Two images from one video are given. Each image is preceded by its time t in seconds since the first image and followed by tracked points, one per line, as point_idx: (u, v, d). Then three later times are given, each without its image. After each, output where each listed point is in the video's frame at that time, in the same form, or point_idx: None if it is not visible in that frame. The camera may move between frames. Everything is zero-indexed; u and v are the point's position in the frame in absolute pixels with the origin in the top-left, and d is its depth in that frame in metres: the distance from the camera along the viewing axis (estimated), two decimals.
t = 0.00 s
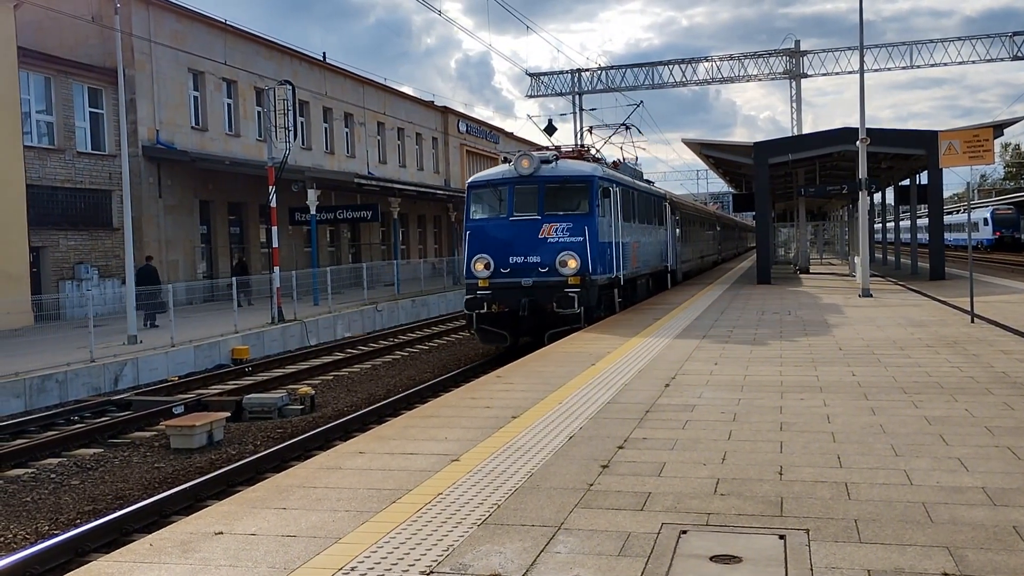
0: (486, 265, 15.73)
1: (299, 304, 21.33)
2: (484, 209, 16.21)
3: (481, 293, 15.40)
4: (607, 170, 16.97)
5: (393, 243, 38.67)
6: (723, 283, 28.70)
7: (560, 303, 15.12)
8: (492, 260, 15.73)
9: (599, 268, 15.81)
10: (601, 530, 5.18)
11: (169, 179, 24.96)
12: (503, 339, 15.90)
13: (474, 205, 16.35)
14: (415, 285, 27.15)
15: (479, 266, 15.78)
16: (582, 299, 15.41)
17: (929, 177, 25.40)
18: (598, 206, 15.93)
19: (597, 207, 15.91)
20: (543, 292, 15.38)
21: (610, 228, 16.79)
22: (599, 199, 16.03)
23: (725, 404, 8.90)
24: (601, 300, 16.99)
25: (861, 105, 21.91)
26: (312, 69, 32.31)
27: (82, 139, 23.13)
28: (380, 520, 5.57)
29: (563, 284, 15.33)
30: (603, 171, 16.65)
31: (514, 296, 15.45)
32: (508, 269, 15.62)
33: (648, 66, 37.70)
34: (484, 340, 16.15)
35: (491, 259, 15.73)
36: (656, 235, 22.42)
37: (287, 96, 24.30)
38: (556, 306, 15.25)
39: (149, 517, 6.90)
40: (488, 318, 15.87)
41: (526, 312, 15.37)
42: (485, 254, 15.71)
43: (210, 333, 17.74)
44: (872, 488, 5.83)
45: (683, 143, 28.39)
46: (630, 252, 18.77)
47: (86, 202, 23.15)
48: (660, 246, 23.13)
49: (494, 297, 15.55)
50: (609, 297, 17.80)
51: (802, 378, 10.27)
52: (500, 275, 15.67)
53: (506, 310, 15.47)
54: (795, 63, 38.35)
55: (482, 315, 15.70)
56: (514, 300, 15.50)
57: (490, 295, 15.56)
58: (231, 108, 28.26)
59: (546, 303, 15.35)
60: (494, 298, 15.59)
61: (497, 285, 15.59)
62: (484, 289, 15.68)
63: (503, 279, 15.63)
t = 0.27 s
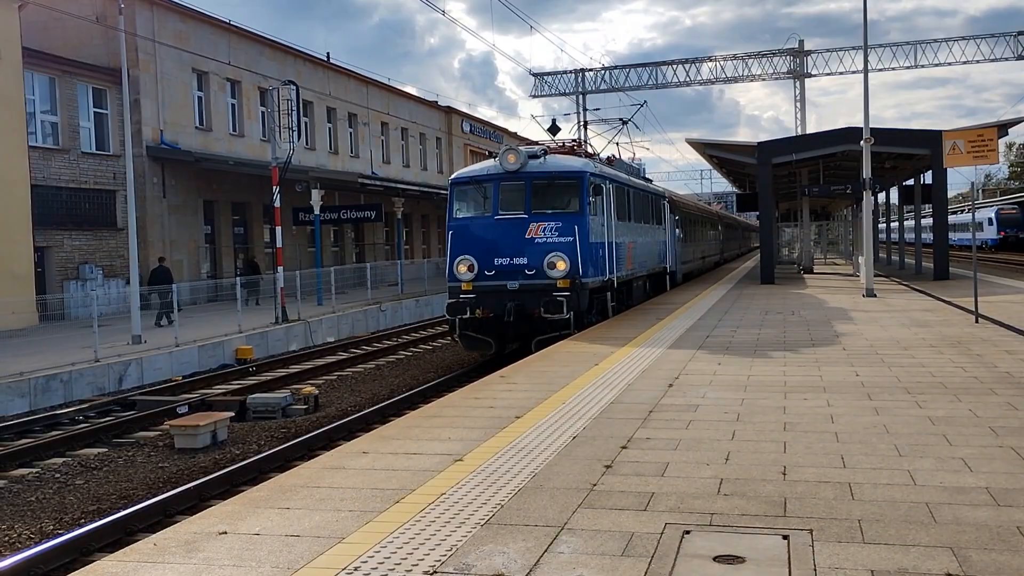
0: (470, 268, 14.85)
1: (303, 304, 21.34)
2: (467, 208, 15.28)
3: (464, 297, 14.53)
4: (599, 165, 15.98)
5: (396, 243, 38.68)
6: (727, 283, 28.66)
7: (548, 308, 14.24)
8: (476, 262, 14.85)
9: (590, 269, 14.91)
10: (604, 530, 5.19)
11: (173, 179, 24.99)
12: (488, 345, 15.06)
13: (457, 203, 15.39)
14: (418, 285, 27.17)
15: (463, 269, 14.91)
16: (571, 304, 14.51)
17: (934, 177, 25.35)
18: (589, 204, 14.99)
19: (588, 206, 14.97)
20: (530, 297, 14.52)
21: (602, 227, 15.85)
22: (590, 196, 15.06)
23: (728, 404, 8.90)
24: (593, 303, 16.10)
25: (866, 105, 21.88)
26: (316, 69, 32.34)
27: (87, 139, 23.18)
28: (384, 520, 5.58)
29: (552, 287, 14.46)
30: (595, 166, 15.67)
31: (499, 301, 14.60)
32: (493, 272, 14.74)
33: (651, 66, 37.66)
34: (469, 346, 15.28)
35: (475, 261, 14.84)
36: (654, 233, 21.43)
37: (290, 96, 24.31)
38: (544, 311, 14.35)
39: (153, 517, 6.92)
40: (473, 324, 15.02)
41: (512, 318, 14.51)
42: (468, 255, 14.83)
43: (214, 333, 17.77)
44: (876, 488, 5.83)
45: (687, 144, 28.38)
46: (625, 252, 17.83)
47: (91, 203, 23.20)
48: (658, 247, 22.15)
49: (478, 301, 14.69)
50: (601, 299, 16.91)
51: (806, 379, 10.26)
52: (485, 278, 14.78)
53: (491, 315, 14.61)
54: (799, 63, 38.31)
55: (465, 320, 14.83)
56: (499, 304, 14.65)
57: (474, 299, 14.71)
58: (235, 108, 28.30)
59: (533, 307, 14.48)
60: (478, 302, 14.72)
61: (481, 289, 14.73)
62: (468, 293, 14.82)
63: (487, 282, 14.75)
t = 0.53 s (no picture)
0: (449, 270, 13.78)
1: (305, 303, 21.36)
2: (446, 206, 14.23)
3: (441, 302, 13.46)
4: (587, 161, 14.95)
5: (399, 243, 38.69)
6: (730, 283, 28.65)
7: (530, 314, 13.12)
8: (455, 264, 13.77)
9: (578, 271, 13.78)
10: (606, 530, 5.18)
11: (176, 179, 25.02)
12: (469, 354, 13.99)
13: (435, 200, 14.35)
14: (420, 285, 27.19)
15: (441, 271, 13.84)
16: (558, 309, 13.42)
17: (937, 177, 25.32)
18: (577, 201, 13.91)
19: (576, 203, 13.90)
20: (512, 301, 13.45)
21: (592, 227, 14.78)
22: (578, 193, 13.99)
23: (731, 404, 8.90)
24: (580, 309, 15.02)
25: (868, 105, 21.85)
26: (319, 69, 32.36)
27: (90, 139, 23.21)
28: (385, 520, 5.58)
29: (537, 290, 13.37)
30: (583, 161, 14.63)
31: (480, 305, 13.56)
32: (473, 274, 13.66)
33: (654, 66, 37.63)
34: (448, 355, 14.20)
35: (455, 263, 13.76)
36: (647, 234, 20.36)
37: (293, 95, 24.34)
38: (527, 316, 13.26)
39: (156, 516, 6.92)
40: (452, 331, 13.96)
41: (493, 323, 13.43)
42: (446, 257, 13.77)
43: (217, 333, 17.79)
44: (879, 488, 5.82)
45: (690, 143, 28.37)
46: (615, 254, 16.74)
47: (94, 203, 23.23)
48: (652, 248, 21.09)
49: (457, 306, 13.62)
50: (590, 305, 15.84)
51: (808, 378, 10.26)
52: (464, 282, 13.70)
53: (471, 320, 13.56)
54: (802, 62, 38.27)
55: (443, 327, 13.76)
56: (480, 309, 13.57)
57: (453, 304, 13.65)
58: (238, 108, 28.33)
59: (516, 313, 13.42)
60: (457, 307, 13.66)
61: (461, 293, 13.67)
62: (446, 297, 13.76)
63: (467, 286, 13.68)
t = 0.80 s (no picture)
0: (422, 272, 12.91)
1: (307, 304, 21.37)
2: (421, 203, 13.35)
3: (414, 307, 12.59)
4: (573, 156, 14.10)
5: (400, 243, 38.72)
6: (731, 283, 28.65)
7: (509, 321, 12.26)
8: (428, 266, 12.89)
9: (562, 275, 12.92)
10: (607, 530, 5.18)
11: (178, 179, 25.02)
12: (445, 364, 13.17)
13: (408, 198, 13.46)
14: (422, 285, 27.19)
15: (414, 274, 12.97)
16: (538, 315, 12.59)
17: (939, 177, 25.29)
18: (560, 200, 13.04)
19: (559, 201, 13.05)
20: (490, 307, 12.64)
21: (577, 226, 13.93)
22: (562, 191, 13.12)
23: (732, 404, 8.90)
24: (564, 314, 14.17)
25: (870, 105, 21.83)
26: (320, 69, 32.37)
27: (92, 139, 23.23)
28: (386, 520, 5.58)
29: (517, 295, 12.54)
30: (568, 157, 13.75)
31: (455, 311, 12.74)
32: (449, 277, 12.80)
33: (656, 66, 37.62)
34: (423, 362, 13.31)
35: (429, 265, 12.89)
36: (640, 233, 19.46)
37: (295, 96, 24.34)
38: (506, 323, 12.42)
39: (158, 516, 6.93)
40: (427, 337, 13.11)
41: (469, 331, 12.60)
42: (419, 259, 12.90)
43: (218, 333, 17.79)
44: (880, 488, 5.82)
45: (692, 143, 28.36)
46: (604, 255, 15.85)
47: (96, 203, 23.25)
48: (646, 248, 20.19)
49: (430, 311, 12.77)
50: (576, 310, 14.96)
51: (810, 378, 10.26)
52: (438, 286, 12.85)
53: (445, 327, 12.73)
54: (804, 62, 38.27)
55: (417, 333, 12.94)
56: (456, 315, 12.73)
57: (427, 309, 12.81)
58: (240, 108, 28.35)
59: (495, 319, 12.61)
60: (430, 312, 12.82)
61: (435, 297, 12.82)
62: (421, 301, 12.91)
63: (441, 290, 12.83)
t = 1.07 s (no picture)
0: (390, 276, 11.88)
1: (309, 303, 21.38)
2: (390, 200, 12.30)
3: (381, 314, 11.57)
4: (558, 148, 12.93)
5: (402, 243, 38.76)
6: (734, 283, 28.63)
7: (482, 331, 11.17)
8: (397, 269, 11.86)
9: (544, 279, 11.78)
10: (609, 530, 5.18)
11: (180, 180, 25.05)
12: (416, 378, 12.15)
13: (377, 193, 12.42)
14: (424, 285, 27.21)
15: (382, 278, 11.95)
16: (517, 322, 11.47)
17: (941, 177, 25.26)
18: (542, 196, 11.90)
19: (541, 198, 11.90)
20: (464, 314, 11.59)
21: (562, 224, 12.81)
22: (544, 186, 11.96)
23: (735, 404, 8.90)
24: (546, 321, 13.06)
25: (873, 105, 21.81)
26: (323, 69, 32.37)
27: (94, 139, 23.26)
28: (389, 521, 5.57)
29: (494, 301, 11.46)
30: (552, 148, 12.60)
31: (427, 319, 11.73)
32: (418, 281, 11.76)
33: (658, 66, 37.62)
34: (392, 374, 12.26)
35: (398, 269, 11.85)
36: (635, 234, 18.35)
37: (297, 96, 24.32)
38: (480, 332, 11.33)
39: (161, 516, 6.94)
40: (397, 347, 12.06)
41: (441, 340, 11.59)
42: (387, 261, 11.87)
43: (220, 333, 17.81)
44: (883, 488, 5.81)
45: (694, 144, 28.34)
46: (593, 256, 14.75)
47: (98, 203, 23.28)
48: (640, 249, 19.07)
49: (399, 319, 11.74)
50: (560, 316, 13.83)
51: (812, 378, 10.26)
52: (407, 291, 11.81)
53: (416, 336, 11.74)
54: (806, 62, 38.24)
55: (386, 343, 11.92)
56: (427, 323, 11.74)
57: (395, 317, 11.80)
58: (242, 108, 28.36)
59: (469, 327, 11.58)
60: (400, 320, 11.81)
61: (405, 303, 11.79)
62: (389, 308, 11.88)
63: (411, 295, 11.79)
